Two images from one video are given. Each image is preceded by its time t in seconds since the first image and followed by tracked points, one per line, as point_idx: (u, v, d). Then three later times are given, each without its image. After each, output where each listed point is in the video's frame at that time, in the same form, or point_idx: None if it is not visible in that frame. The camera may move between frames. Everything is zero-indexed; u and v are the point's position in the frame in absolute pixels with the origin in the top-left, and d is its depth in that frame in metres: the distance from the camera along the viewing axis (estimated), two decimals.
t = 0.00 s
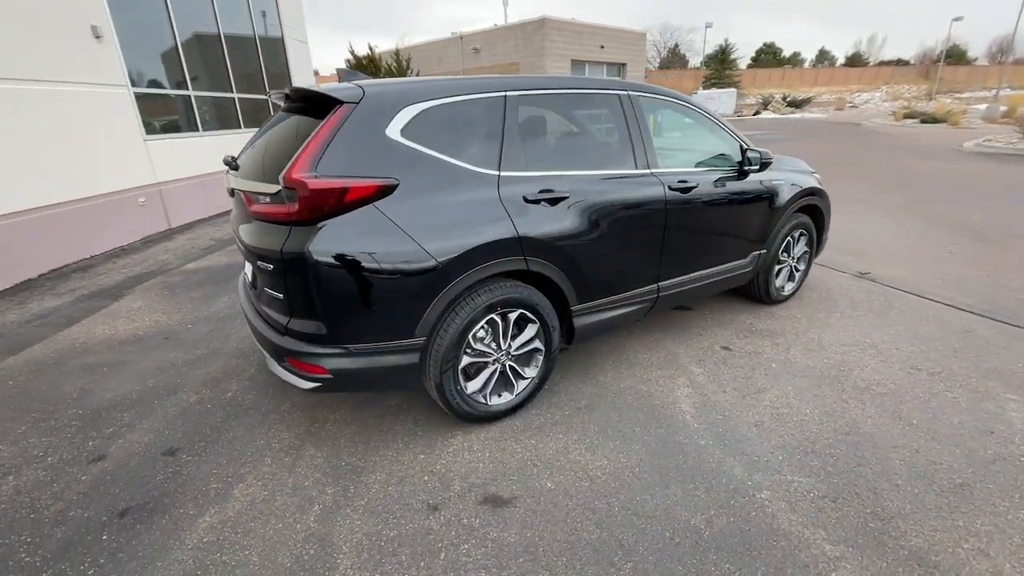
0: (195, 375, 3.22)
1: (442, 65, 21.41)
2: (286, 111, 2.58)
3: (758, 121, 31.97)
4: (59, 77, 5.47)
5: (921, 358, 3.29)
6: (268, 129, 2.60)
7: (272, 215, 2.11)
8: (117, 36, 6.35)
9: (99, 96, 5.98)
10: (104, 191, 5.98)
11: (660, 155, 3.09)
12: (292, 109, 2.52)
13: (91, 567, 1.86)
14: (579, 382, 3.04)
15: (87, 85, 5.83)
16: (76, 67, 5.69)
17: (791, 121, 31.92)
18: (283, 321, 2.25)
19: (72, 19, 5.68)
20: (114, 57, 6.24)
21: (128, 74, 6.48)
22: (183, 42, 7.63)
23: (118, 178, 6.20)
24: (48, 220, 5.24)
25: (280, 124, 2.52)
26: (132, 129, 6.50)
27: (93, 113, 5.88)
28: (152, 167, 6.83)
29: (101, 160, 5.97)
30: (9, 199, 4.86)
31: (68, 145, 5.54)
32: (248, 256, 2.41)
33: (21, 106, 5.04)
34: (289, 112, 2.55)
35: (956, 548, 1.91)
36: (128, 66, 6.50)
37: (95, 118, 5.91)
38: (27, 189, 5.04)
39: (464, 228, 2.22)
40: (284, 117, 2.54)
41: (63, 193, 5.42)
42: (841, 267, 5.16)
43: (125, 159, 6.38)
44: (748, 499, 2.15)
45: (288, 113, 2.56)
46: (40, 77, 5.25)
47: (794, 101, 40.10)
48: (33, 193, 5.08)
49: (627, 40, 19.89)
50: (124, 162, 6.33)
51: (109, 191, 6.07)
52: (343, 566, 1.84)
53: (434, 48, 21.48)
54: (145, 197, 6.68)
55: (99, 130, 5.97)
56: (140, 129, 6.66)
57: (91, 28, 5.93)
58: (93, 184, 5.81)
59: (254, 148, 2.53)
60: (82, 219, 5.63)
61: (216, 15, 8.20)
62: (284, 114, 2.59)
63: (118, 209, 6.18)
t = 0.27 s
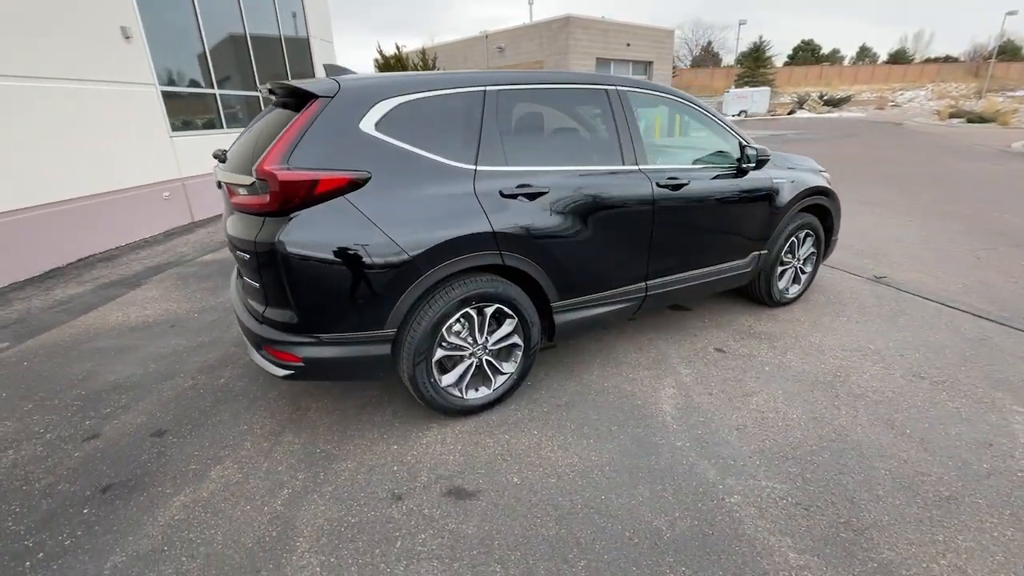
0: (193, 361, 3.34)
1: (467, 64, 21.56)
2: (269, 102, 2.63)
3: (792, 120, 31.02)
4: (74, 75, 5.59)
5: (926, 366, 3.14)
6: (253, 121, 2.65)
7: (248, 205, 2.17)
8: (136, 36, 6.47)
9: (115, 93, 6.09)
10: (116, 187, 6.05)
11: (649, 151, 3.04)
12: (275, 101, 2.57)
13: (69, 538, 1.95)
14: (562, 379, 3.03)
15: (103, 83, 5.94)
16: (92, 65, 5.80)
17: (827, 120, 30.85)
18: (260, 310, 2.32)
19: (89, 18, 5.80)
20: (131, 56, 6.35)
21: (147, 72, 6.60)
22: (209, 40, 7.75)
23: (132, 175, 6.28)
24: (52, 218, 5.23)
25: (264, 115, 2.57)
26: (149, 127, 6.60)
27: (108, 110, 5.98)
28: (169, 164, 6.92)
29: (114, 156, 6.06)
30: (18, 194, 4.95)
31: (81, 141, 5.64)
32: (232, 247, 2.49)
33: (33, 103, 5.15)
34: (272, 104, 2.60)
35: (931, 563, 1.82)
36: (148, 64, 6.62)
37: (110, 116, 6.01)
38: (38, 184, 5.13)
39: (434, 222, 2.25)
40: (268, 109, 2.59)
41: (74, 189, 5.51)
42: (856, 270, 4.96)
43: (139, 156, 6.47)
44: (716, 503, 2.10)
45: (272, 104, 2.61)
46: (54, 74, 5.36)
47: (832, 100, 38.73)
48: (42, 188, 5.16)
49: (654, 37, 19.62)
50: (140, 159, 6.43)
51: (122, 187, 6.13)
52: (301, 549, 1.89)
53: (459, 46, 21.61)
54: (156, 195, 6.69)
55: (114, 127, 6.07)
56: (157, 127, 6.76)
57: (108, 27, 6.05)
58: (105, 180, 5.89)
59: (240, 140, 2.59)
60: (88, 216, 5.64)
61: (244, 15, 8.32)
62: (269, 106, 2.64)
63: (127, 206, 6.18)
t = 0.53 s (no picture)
0: (196, 353, 3.49)
1: (492, 63, 21.66)
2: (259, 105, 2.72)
3: (827, 120, 30.01)
4: (75, 75, 5.52)
5: (926, 379, 3.03)
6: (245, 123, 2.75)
7: (233, 206, 2.26)
8: (143, 35, 6.42)
9: (119, 93, 6.03)
10: (120, 188, 6.00)
11: (637, 155, 3.02)
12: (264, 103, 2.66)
13: (59, 516, 2.08)
14: (546, 381, 3.04)
15: (107, 83, 5.89)
16: (95, 65, 5.74)
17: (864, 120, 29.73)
18: (246, 306, 2.42)
19: (91, 18, 5.73)
20: (137, 55, 6.29)
21: (154, 72, 6.55)
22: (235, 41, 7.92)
23: (137, 175, 6.23)
24: (59, 219, 5.25)
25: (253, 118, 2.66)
26: (154, 127, 6.54)
27: (112, 111, 5.93)
28: (176, 165, 6.86)
29: (118, 156, 6.00)
30: (17, 196, 4.87)
31: (83, 142, 5.57)
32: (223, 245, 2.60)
33: (33, 104, 5.08)
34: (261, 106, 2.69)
35: None
36: (155, 64, 6.57)
37: (114, 116, 5.95)
38: (36, 186, 5.05)
39: (410, 223, 2.30)
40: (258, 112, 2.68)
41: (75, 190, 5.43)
42: (869, 277, 4.79)
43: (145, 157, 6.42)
44: (682, 511, 2.08)
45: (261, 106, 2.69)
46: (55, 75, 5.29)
47: (871, 98, 37.27)
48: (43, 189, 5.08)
49: (681, 35, 19.28)
50: (145, 159, 6.37)
51: (128, 188, 6.11)
52: (269, 537, 1.96)
53: (485, 46, 21.70)
54: (166, 196, 6.72)
55: (118, 127, 6.01)
56: (163, 127, 6.70)
57: (112, 27, 5.98)
58: (108, 181, 5.84)
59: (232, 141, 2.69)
60: (96, 217, 5.67)
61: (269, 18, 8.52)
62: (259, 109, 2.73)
63: (136, 207, 6.20)
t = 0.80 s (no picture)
0: (198, 343, 3.60)
1: (517, 62, 21.68)
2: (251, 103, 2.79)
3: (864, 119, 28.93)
4: (81, 75, 5.48)
5: (930, 390, 2.88)
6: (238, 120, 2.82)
7: (217, 200, 2.32)
8: (154, 34, 6.38)
9: (126, 93, 6.00)
10: (121, 187, 5.94)
11: (628, 154, 2.97)
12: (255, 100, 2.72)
13: (48, 495, 2.18)
14: (532, 379, 3.03)
15: (114, 83, 5.85)
16: (102, 65, 5.70)
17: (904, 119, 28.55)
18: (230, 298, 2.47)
19: (100, 17, 5.69)
20: (146, 55, 6.26)
21: (164, 71, 6.51)
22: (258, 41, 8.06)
23: (142, 174, 6.20)
24: (55, 218, 5.15)
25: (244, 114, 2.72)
26: (161, 126, 6.50)
27: (118, 110, 5.89)
28: (180, 165, 6.81)
29: (122, 155, 5.97)
30: (16, 195, 4.84)
31: (87, 141, 5.54)
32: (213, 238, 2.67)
33: (36, 104, 5.05)
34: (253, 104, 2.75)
35: None
36: (166, 63, 6.53)
37: (120, 115, 5.91)
38: (36, 185, 5.02)
39: (387, 220, 2.32)
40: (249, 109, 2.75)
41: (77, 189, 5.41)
42: (886, 282, 4.59)
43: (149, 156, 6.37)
44: (650, 516, 2.03)
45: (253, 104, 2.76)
46: (60, 74, 5.26)
47: (913, 97, 35.74)
48: (42, 189, 5.05)
49: (709, 32, 18.90)
50: (150, 159, 6.32)
51: (129, 188, 6.04)
52: (238, 523, 2.01)
53: (509, 45, 21.73)
54: (168, 196, 6.64)
55: (123, 127, 5.97)
56: (171, 126, 6.67)
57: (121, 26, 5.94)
58: (111, 180, 5.79)
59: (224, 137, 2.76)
60: (94, 217, 5.57)
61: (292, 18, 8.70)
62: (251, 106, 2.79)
63: (133, 207, 6.10)
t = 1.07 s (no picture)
0: (198, 338, 3.69)
1: (540, 62, 21.60)
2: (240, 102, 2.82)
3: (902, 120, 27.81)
4: (83, 75, 5.41)
5: (937, 407, 2.72)
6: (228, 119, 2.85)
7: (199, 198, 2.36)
8: (162, 33, 6.31)
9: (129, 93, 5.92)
10: (124, 187, 5.89)
11: (620, 155, 2.90)
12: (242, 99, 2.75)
13: (36, 482, 2.26)
14: (517, 383, 2.99)
15: (119, 82, 5.79)
16: (106, 64, 5.64)
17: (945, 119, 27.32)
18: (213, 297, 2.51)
19: (105, 16, 5.63)
20: (153, 54, 6.20)
21: (172, 70, 6.45)
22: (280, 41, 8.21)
23: (145, 175, 6.14)
24: (60, 217, 5.14)
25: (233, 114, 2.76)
26: (165, 127, 6.42)
27: (123, 110, 5.84)
28: (184, 165, 6.75)
29: (125, 155, 5.91)
30: (14, 195, 4.79)
31: (89, 140, 5.49)
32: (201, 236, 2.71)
33: (37, 103, 5.00)
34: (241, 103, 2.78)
35: None
36: (174, 62, 6.47)
37: (124, 115, 5.86)
38: (35, 185, 4.97)
39: (364, 221, 2.32)
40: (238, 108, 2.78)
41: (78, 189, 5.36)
42: (904, 291, 4.38)
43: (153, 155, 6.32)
44: (618, 530, 1.97)
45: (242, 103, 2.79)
46: (61, 74, 5.20)
47: (957, 96, 34.12)
48: (42, 189, 5.00)
49: (737, 30, 18.46)
50: (153, 159, 6.26)
51: (132, 188, 5.99)
52: (207, 519, 2.04)
53: (533, 44, 21.67)
54: (172, 196, 6.60)
55: (127, 127, 5.91)
56: (177, 125, 6.61)
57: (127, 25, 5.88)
58: (114, 181, 5.75)
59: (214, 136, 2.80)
60: (100, 216, 5.56)
61: (313, 18, 8.84)
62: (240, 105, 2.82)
63: (139, 207, 6.09)
